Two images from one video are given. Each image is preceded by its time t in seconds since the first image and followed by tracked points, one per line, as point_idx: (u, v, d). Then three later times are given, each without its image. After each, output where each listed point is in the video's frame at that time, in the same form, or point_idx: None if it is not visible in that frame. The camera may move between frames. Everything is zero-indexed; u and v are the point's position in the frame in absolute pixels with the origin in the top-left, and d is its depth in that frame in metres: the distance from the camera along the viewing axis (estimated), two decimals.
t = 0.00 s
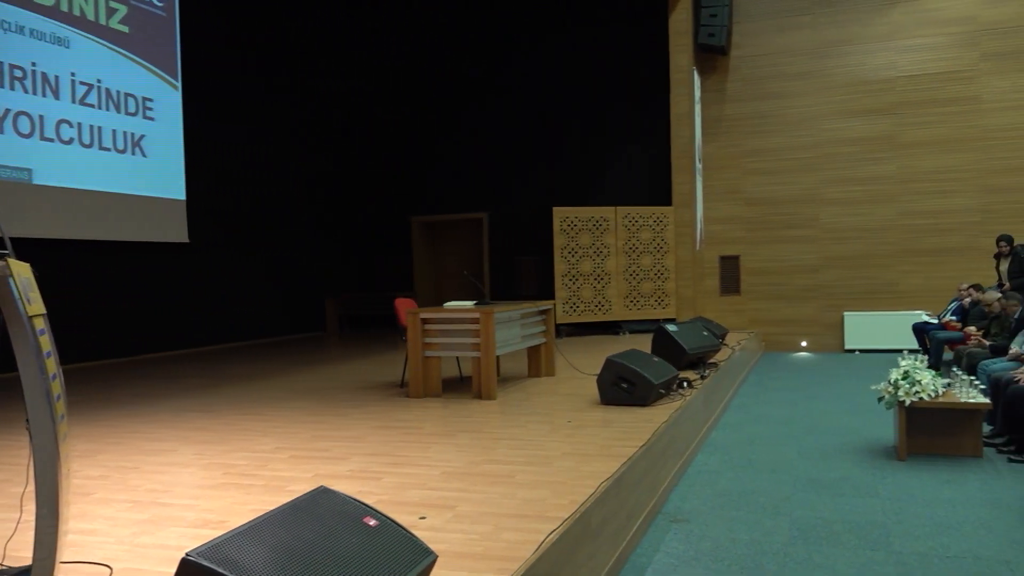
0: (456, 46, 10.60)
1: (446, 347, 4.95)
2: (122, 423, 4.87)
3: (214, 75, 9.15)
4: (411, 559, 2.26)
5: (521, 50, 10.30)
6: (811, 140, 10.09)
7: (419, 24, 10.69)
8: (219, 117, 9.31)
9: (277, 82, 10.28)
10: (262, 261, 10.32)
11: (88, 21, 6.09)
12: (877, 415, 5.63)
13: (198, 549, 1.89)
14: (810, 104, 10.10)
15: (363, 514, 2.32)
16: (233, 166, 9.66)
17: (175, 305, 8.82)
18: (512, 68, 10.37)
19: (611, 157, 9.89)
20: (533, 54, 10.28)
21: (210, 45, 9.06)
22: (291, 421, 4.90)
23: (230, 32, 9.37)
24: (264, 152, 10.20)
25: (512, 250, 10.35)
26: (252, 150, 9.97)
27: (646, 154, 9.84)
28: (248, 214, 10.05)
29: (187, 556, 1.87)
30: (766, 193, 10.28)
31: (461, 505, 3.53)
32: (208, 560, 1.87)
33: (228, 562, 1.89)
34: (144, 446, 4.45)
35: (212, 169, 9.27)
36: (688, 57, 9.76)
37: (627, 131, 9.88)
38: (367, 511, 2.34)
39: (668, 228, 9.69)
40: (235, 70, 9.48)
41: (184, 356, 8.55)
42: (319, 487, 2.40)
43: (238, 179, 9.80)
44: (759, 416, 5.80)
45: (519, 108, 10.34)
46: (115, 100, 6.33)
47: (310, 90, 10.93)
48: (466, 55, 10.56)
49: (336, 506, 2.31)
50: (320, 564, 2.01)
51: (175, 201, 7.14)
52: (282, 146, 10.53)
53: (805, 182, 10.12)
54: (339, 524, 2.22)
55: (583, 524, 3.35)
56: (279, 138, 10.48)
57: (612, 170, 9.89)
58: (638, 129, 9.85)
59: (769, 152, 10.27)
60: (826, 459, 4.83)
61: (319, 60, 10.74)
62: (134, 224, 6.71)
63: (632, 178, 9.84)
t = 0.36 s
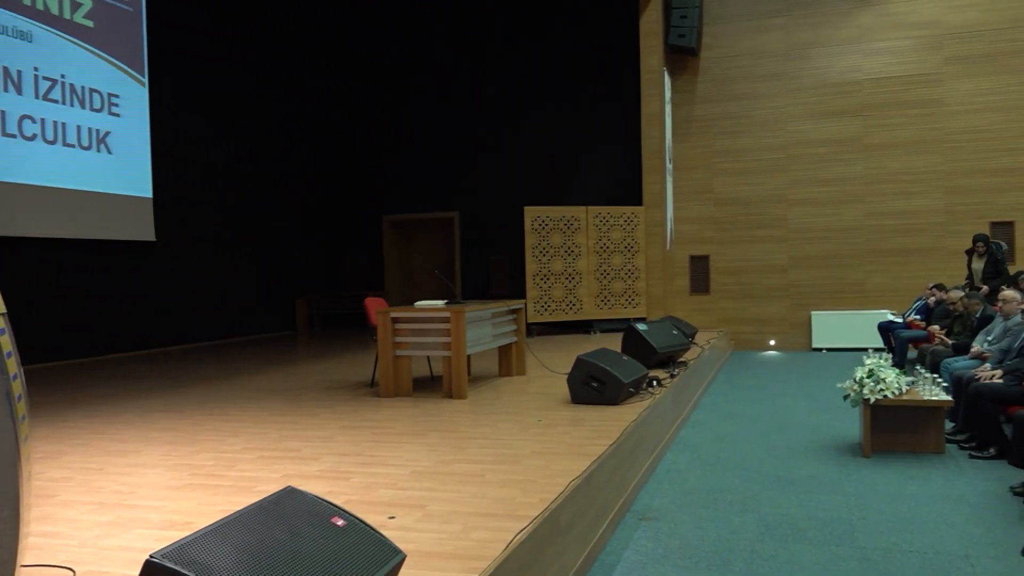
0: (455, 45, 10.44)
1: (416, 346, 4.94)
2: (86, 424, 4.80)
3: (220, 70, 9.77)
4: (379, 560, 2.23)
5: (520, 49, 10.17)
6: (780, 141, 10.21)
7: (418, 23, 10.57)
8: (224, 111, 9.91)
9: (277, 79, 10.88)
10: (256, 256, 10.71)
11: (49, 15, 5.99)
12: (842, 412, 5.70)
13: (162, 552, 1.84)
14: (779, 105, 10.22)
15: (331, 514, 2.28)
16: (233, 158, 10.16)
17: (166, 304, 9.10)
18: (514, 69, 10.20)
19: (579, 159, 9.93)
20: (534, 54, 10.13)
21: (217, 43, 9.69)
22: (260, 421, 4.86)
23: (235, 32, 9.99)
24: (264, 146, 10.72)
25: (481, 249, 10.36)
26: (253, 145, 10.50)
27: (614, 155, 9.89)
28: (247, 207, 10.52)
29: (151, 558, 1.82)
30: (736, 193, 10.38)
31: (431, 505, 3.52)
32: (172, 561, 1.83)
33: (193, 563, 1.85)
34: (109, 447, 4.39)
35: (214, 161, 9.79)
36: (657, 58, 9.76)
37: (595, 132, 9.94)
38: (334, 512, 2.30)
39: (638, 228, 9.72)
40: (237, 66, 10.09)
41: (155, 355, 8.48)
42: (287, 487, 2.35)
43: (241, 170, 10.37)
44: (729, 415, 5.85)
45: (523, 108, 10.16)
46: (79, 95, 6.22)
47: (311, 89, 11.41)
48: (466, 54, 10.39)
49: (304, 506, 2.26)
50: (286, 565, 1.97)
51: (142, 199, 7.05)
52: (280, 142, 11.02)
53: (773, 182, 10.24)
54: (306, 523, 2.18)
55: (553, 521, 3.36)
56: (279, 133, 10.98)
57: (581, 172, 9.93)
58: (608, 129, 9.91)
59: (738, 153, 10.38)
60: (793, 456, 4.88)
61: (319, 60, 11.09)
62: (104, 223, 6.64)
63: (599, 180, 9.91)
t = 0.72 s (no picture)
0: (455, 45, 10.31)
1: (387, 346, 4.92)
2: (50, 426, 4.72)
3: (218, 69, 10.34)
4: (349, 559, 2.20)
5: (520, 49, 10.08)
6: (749, 141, 10.30)
7: (419, 23, 10.46)
8: (222, 108, 10.48)
9: (275, 79, 11.26)
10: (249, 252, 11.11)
11: (13, 9, 5.85)
12: (809, 410, 5.77)
13: (127, 554, 1.83)
14: (748, 106, 10.32)
15: (300, 514, 2.25)
16: (224, 154, 10.63)
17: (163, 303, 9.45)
18: (516, 69, 10.09)
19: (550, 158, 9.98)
20: (535, 54, 10.03)
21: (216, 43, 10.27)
22: (228, 421, 4.81)
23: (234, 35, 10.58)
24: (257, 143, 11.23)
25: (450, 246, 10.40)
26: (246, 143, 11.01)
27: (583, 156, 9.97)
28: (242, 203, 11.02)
29: (116, 560, 1.80)
30: (707, 193, 10.46)
31: (402, 504, 3.51)
32: (137, 563, 1.81)
33: (158, 565, 1.83)
34: (74, 449, 4.32)
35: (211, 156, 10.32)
36: (629, 58, 9.76)
37: (566, 132, 9.98)
38: (303, 511, 2.27)
39: (610, 226, 9.75)
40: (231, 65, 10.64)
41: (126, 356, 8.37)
42: (256, 488, 2.32)
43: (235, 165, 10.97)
44: (699, 413, 5.89)
45: (525, 109, 10.06)
46: (44, 92, 6.11)
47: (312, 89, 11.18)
48: (467, 54, 10.28)
49: (274, 506, 2.24)
50: (254, 565, 1.95)
51: (108, 197, 7.05)
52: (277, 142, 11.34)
53: (741, 182, 10.34)
54: (275, 523, 2.15)
55: (522, 520, 3.37)
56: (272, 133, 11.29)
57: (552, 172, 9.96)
58: (580, 128, 9.95)
59: (708, 153, 10.46)
60: (761, 453, 4.94)
61: (320, 60, 10.93)
62: (70, 220, 6.60)
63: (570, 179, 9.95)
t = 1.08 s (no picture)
0: (455, 45, 10.19)
1: (356, 345, 4.90)
2: (9, 428, 4.61)
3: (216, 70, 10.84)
4: (312, 562, 2.15)
5: (520, 49, 10.01)
6: (718, 142, 10.40)
7: (418, 23, 10.33)
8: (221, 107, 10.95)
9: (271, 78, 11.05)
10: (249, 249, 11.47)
11: None
12: (776, 408, 5.84)
13: (88, 556, 1.77)
14: (717, 107, 10.41)
15: (266, 515, 2.20)
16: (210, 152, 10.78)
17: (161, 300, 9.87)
18: (517, 69, 10.00)
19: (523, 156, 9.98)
20: (535, 54, 10.01)
21: (217, 43, 10.71)
22: (193, 422, 4.75)
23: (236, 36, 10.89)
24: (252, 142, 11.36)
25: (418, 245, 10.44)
26: (241, 141, 11.35)
27: (554, 154, 9.98)
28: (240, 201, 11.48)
29: (76, 563, 1.74)
30: (676, 193, 10.55)
31: (370, 504, 3.49)
32: (99, 566, 1.75)
33: (122, 568, 1.78)
34: (35, 451, 4.23)
35: (209, 154, 10.72)
36: (599, 58, 9.88)
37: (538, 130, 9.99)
38: (269, 512, 2.23)
39: (580, 226, 9.86)
40: (231, 64, 11.03)
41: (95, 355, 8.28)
42: (220, 488, 2.27)
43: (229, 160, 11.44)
44: (669, 411, 5.94)
45: (525, 110, 9.98)
46: (5, 87, 5.91)
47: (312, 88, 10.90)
48: (467, 54, 10.16)
49: (239, 507, 2.19)
50: (220, 567, 1.90)
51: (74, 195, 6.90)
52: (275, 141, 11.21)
53: (710, 182, 10.44)
54: (239, 525, 2.10)
55: (491, 519, 3.36)
56: (271, 133, 11.23)
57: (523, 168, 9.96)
58: (568, 128, 9.95)
59: (677, 153, 10.54)
60: (728, 451, 4.99)
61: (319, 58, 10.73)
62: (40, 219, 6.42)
63: (541, 176, 9.95)
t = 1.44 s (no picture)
0: (455, 45, 10.07)
1: (325, 345, 4.86)
2: None
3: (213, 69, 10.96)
4: (276, 564, 2.10)
5: (520, 49, 10.01)
6: (687, 143, 10.48)
7: (418, 22, 10.18)
8: (218, 107, 11.18)
9: (270, 78, 10.76)
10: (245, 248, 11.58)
11: None
12: (743, 406, 5.89)
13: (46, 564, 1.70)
14: (685, 107, 10.49)
15: (231, 516, 2.15)
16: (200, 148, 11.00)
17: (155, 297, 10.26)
18: (517, 69, 10.00)
19: (494, 152, 9.98)
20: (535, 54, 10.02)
21: (216, 43, 10.82)
22: (159, 423, 4.69)
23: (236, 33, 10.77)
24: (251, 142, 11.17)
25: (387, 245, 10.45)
26: (241, 141, 11.27)
27: (524, 152, 10.00)
28: (240, 200, 11.44)
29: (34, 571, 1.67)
30: (645, 193, 10.61)
31: (338, 504, 3.48)
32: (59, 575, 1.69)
33: None
34: None
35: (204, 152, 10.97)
36: (569, 57, 9.85)
37: (510, 128, 10.00)
38: (235, 513, 2.17)
39: (550, 225, 9.86)
40: (231, 64, 10.90)
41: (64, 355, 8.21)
42: (184, 489, 2.20)
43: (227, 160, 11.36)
44: (638, 408, 5.99)
45: (524, 111, 9.98)
46: None
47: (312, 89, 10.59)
48: (467, 54, 10.05)
49: (204, 509, 2.12)
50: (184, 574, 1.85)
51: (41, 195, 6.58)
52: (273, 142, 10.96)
53: (678, 182, 10.51)
54: (203, 528, 2.04)
55: (460, 518, 3.36)
56: (271, 133, 10.92)
57: (492, 168, 9.96)
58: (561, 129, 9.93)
59: (646, 154, 10.60)
60: (696, 448, 5.04)
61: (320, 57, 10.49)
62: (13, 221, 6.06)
63: (509, 173, 9.95)
